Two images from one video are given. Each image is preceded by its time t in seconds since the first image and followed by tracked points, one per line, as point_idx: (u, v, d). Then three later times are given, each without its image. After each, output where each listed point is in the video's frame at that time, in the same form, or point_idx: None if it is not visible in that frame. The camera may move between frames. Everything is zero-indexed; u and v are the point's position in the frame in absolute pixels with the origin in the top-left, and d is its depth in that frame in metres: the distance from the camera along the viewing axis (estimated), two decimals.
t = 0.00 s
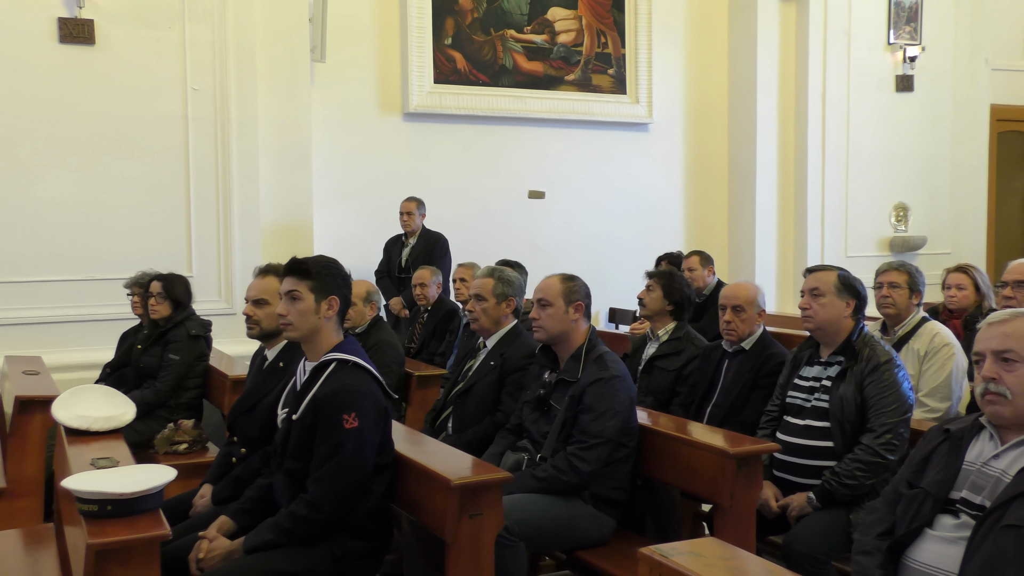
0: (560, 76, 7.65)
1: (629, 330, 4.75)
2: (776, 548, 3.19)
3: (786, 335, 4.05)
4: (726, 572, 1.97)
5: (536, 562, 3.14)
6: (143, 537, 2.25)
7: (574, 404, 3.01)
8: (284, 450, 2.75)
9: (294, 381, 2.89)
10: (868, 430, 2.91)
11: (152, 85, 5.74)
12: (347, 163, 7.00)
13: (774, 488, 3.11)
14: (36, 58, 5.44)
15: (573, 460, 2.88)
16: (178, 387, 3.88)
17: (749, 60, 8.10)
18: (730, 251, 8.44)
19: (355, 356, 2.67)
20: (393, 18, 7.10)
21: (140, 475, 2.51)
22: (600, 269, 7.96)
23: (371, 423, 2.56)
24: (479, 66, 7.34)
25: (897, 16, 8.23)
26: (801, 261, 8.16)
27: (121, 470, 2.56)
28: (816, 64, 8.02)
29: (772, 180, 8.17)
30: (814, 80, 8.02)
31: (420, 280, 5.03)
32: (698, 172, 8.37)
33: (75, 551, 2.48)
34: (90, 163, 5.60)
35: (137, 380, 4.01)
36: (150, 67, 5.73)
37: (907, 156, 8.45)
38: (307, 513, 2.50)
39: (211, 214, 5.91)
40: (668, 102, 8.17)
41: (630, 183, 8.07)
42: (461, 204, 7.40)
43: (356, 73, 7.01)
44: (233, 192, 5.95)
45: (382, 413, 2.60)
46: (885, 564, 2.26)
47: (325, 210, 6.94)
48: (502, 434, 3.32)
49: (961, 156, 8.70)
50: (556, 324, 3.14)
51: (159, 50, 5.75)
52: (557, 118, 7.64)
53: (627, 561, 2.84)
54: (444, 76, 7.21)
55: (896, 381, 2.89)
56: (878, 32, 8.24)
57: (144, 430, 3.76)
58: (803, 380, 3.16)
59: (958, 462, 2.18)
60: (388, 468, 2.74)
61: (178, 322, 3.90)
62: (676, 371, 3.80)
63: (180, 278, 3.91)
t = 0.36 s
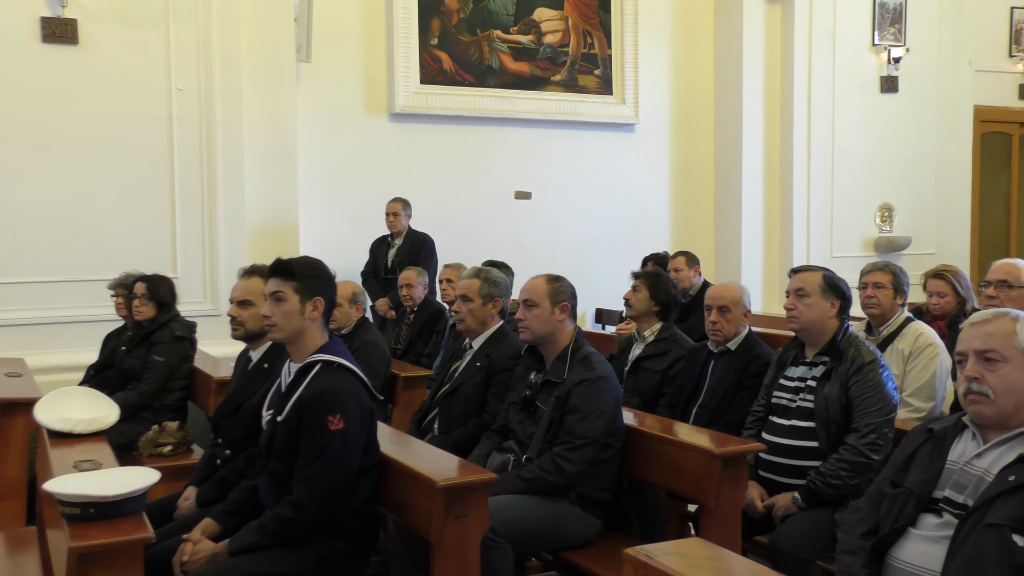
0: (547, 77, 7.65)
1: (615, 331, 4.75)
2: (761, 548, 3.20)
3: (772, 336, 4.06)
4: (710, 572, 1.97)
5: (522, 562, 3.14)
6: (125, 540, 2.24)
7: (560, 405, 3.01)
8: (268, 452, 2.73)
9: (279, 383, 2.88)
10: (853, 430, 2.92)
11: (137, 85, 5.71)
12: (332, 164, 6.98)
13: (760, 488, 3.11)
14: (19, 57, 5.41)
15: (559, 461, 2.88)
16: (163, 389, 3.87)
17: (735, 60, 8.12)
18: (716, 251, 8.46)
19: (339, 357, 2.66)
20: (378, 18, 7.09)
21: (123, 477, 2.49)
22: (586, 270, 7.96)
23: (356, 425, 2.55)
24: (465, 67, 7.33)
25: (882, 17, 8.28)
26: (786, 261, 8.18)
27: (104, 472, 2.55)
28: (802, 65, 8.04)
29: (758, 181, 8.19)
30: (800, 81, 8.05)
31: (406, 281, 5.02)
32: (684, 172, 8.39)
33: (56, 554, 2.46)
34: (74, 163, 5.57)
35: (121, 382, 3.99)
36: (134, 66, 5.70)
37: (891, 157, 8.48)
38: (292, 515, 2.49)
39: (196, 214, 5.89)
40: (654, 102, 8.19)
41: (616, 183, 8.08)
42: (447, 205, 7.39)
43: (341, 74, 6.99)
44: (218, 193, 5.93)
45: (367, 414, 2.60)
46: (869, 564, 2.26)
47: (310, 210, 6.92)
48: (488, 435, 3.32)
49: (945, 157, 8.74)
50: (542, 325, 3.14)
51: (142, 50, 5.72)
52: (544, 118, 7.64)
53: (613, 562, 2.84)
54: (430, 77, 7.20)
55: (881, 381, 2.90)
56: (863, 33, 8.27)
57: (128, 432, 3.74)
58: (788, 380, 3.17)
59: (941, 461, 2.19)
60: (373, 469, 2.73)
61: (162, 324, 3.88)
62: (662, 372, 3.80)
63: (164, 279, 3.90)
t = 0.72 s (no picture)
0: (534, 78, 7.66)
1: (602, 331, 4.75)
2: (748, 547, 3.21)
3: (759, 337, 4.07)
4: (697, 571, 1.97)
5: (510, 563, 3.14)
6: (110, 541, 2.23)
7: (547, 406, 3.01)
8: (254, 453, 2.72)
9: (265, 383, 2.87)
10: (839, 430, 2.93)
11: (122, 85, 5.69)
12: (319, 164, 6.97)
13: (747, 488, 3.12)
14: (3, 57, 5.38)
15: (546, 462, 2.88)
16: (149, 390, 3.85)
17: (722, 61, 8.15)
18: (703, 252, 8.48)
19: (326, 358, 2.65)
20: (366, 18, 7.08)
21: (108, 478, 2.48)
22: (574, 271, 7.97)
23: (343, 425, 2.55)
24: (453, 68, 7.33)
25: (868, 19, 8.32)
26: (773, 262, 8.20)
27: (88, 473, 2.54)
28: (788, 66, 8.08)
29: (745, 182, 8.22)
30: (787, 82, 8.08)
31: (393, 282, 5.01)
32: (672, 173, 8.41)
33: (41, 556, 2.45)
34: (59, 163, 5.54)
35: (107, 383, 3.97)
36: (119, 66, 5.68)
37: (878, 159, 8.52)
38: (278, 516, 2.49)
39: (183, 215, 5.87)
40: (641, 104, 8.20)
41: (604, 184, 8.09)
42: (435, 206, 7.38)
43: (329, 74, 6.98)
44: (205, 193, 5.91)
45: (354, 414, 2.59)
46: (855, 562, 2.27)
47: (297, 211, 6.91)
48: (475, 435, 3.32)
49: (931, 158, 8.79)
50: (529, 326, 3.14)
51: (128, 50, 5.70)
52: (531, 119, 7.65)
53: (600, 562, 2.84)
54: (418, 77, 7.19)
55: (866, 381, 2.92)
56: (850, 35, 8.31)
57: (114, 433, 3.73)
58: (775, 380, 3.18)
59: (926, 460, 2.20)
60: (360, 470, 2.72)
61: (148, 325, 3.87)
62: (649, 373, 3.80)
63: (151, 280, 3.88)
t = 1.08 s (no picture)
0: (522, 76, 7.66)
1: (590, 330, 4.76)
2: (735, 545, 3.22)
3: (746, 335, 4.09)
4: (683, 569, 1.98)
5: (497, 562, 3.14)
6: (95, 541, 2.21)
7: (535, 404, 3.01)
8: (241, 452, 2.71)
9: (252, 382, 2.86)
10: (826, 427, 2.94)
11: (108, 83, 5.66)
12: (307, 162, 6.96)
13: (734, 486, 3.13)
14: None
15: (534, 460, 2.88)
16: (135, 389, 3.84)
17: (709, 61, 8.17)
18: (691, 251, 8.50)
19: (314, 357, 2.64)
20: (354, 16, 7.07)
21: (93, 478, 2.47)
22: (562, 270, 7.98)
23: (330, 424, 2.54)
24: (441, 66, 7.33)
25: (855, 19, 8.36)
26: (761, 261, 8.23)
27: (73, 473, 2.52)
28: (776, 65, 8.10)
29: (733, 181, 8.24)
30: (774, 82, 8.11)
31: (381, 280, 5.01)
32: (661, 172, 8.42)
33: (25, 556, 2.43)
34: (45, 162, 5.51)
35: (92, 383, 3.95)
36: (105, 64, 5.65)
37: (865, 158, 8.56)
38: (265, 515, 2.48)
39: (170, 213, 5.85)
40: (630, 103, 8.22)
41: (592, 183, 8.10)
42: (423, 205, 7.38)
43: (316, 72, 6.96)
44: (192, 191, 5.88)
45: (341, 413, 2.59)
46: (841, 560, 2.28)
47: (285, 209, 6.89)
48: (463, 434, 3.32)
49: (917, 157, 8.83)
50: (517, 324, 3.14)
51: (115, 47, 5.67)
52: (520, 118, 7.65)
53: (588, 560, 2.84)
54: (406, 76, 7.19)
55: (852, 379, 2.93)
56: (837, 35, 8.34)
57: (100, 432, 3.71)
58: (761, 378, 3.19)
59: (912, 457, 2.21)
60: (347, 469, 2.72)
61: (135, 324, 3.85)
62: (637, 372, 3.81)
63: (137, 278, 3.86)
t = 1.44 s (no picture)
0: (509, 75, 7.66)
1: (577, 329, 4.76)
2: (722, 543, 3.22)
3: (732, 333, 4.10)
4: (670, 566, 1.98)
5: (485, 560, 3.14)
6: (79, 541, 2.20)
7: (522, 403, 3.01)
8: (227, 451, 2.70)
9: (238, 380, 2.85)
10: (811, 425, 2.95)
11: (93, 80, 5.63)
12: (293, 160, 6.93)
13: (720, 484, 3.14)
14: None
15: (521, 458, 2.88)
16: (120, 388, 3.82)
17: (696, 59, 8.18)
18: (678, 249, 8.51)
19: (300, 355, 2.63)
20: (341, 14, 7.05)
21: (78, 477, 2.45)
22: (549, 268, 7.97)
23: (316, 422, 2.54)
24: (428, 64, 7.31)
25: (841, 18, 8.39)
26: (747, 259, 8.25)
27: (57, 472, 2.51)
28: (762, 64, 8.13)
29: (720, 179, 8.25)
30: (760, 80, 8.13)
31: (368, 279, 5.00)
32: (648, 170, 8.44)
33: (8, 556, 2.41)
34: (28, 158, 5.48)
35: (77, 381, 3.92)
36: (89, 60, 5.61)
37: (850, 157, 8.59)
38: (251, 514, 2.47)
39: (155, 211, 5.82)
40: (617, 101, 8.23)
41: (579, 181, 8.11)
42: (410, 203, 7.36)
43: (303, 69, 6.94)
44: (177, 188, 5.86)
45: (327, 412, 2.58)
46: (827, 556, 2.28)
47: (271, 207, 6.86)
48: (450, 432, 3.32)
49: (903, 156, 8.88)
50: (503, 322, 3.13)
51: (99, 44, 5.64)
52: (507, 116, 7.64)
53: (575, 558, 2.85)
54: (392, 74, 7.17)
55: (838, 376, 2.94)
56: (823, 33, 8.37)
57: (84, 431, 3.69)
58: (748, 376, 3.20)
59: (896, 454, 2.23)
60: (334, 467, 2.71)
61: (120, 322, 3.83)
62: (624, 370, 3.82)
63: (122, 277, 3.83)
